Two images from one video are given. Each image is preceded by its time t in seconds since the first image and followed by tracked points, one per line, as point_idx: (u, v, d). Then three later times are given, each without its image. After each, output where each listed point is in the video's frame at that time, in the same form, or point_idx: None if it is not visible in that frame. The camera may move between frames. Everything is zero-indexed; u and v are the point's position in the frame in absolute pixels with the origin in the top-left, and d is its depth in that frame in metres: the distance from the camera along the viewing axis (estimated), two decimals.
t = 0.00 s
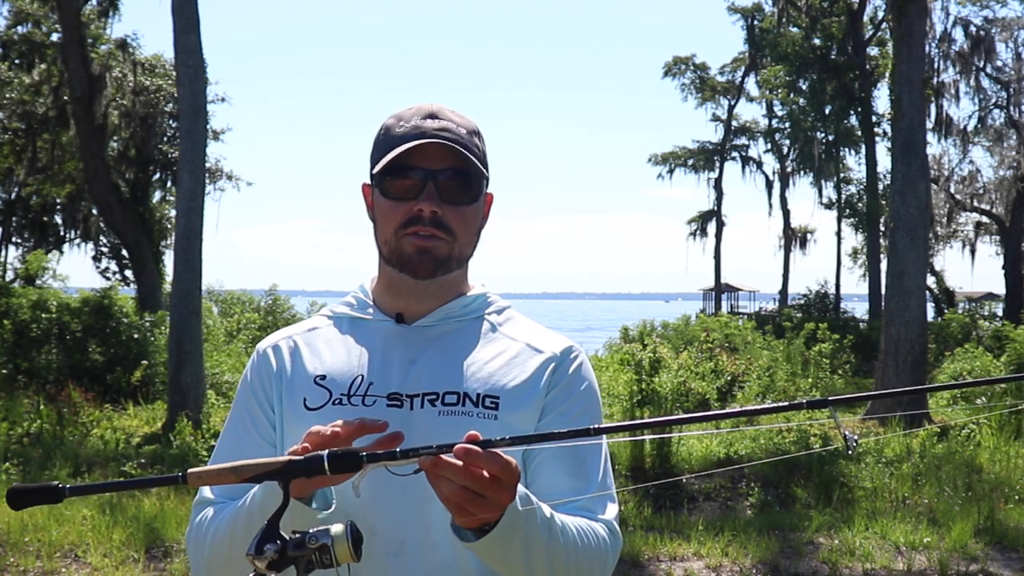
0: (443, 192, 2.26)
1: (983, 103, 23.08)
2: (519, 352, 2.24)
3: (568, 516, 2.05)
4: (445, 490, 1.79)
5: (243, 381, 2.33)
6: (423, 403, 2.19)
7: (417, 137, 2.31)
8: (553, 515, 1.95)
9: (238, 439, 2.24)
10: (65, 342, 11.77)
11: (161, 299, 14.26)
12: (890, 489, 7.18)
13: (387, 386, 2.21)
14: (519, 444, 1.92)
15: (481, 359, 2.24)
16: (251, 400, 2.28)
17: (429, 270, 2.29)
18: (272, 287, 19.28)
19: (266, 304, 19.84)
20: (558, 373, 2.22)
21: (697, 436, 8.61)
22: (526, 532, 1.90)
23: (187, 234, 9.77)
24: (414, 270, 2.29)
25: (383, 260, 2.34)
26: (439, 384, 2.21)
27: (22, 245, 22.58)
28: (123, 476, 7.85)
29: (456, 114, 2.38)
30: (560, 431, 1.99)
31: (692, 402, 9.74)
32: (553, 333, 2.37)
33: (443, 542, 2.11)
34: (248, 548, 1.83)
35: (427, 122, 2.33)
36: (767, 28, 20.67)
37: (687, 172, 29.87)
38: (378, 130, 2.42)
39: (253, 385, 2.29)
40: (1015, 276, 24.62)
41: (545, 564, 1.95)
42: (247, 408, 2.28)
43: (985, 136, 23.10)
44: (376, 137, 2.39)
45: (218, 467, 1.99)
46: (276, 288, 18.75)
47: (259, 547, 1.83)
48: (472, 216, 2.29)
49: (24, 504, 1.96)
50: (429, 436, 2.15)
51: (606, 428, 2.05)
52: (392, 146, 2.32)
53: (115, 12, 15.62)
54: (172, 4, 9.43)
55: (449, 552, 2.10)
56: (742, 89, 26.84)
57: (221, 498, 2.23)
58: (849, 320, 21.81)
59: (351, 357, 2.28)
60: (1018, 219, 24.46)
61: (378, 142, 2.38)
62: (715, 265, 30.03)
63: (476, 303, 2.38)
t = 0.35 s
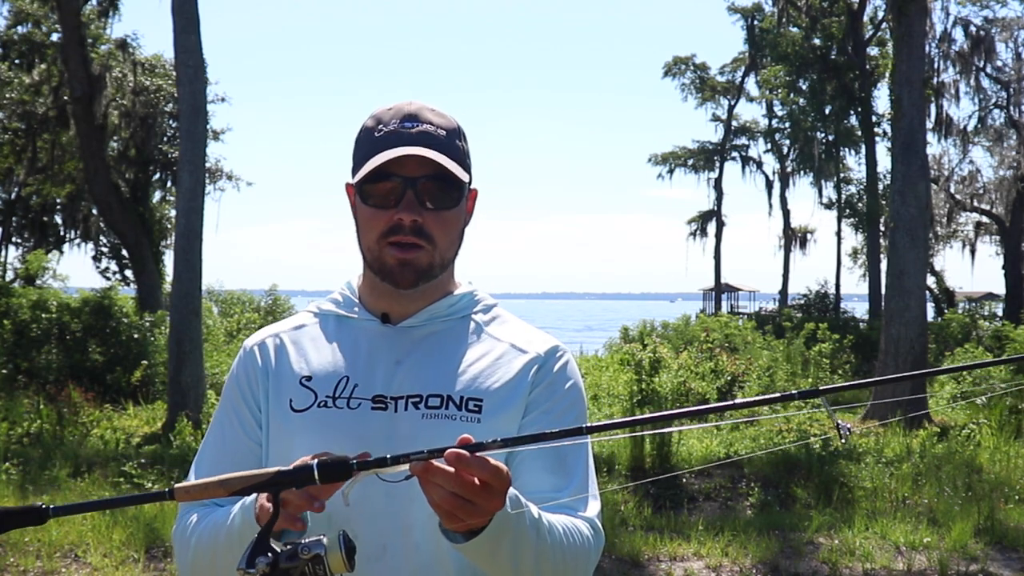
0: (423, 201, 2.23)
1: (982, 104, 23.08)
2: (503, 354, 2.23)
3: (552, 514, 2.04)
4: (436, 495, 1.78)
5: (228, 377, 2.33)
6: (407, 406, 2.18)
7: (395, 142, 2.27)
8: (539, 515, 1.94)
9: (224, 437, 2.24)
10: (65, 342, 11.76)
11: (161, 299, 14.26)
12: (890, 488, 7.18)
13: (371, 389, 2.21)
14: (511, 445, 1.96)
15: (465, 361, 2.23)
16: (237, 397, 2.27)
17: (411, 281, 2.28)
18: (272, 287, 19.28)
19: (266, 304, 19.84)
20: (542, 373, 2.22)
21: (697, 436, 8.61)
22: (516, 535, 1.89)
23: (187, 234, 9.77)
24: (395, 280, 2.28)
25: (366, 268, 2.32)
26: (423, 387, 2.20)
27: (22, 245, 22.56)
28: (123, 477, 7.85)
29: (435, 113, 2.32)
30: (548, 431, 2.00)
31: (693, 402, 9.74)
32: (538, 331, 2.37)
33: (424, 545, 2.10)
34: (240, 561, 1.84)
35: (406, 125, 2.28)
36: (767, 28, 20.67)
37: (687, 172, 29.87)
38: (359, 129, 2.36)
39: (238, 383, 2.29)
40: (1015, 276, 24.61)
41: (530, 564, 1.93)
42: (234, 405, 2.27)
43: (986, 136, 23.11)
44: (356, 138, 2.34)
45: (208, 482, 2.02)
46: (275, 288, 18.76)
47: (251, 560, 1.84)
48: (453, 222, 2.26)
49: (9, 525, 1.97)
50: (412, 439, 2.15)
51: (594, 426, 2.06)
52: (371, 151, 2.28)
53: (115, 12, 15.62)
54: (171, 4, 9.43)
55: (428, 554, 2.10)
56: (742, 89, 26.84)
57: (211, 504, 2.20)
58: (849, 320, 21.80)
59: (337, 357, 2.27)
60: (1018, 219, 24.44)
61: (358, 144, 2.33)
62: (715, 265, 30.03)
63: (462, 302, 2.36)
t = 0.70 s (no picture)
0: (428, 197, 2.23)
1: (982, 104, 23.07)
2: (515, 359, 2.23)
3: (563, 530, 2.03)
4: (440, 512, 1.78)
5: (232, 375, 2.32)
6: (415, 412, 2.18)
7: (402, 137, 2.28)
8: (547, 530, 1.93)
9: (228, 433, 2.23)
10: (65, 342, 11.76)
11: (162, 299, 14.27)
12: (890, 488, 7.19)
13: (380, 394, 2.21)
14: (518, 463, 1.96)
15: (476, 366, 2.23)
16: (241, 396, 2.27)
17: (416, 279, 2.26)
18: (272, 287, 19.28)
19: (266, 304, 19.84)
20: (555, 381, 2.20)
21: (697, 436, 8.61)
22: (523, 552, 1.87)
23: (187, 234, 9.77)
24: (400, 279, 2.27)
25: (371, 267, 2.31)
26: (432, 393, 2.20)
27: (22, 245, 22.54)
28: (123, 477, 7.84)
29: (443, 108, 2.32)
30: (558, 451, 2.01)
31: (693, 402, 9.75)
32: (553, 337, 2.36)
33: (431, 558, 2.09)
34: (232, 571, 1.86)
35: (410, 120, 2.28)
36: (767, 28, 20.66)
37: (687, 172, 29.86)
38: (366, 125, 2.38)
39: (242, 383, 2.28)
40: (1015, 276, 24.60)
41: None
42: (237, 404, 2.26)
43: (985, 136, 23.11)
44: (363, 134, 2.35)
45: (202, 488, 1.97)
46: (275, 287, 18.76)
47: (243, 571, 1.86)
48: (459, 220, 2.25)
49: None
50: (420, 447, 2.15)
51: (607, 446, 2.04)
52: (377, 147, 2.29)
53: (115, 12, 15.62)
54: (171, 4, 9.43)
55: (435, 568, 2.09)
56: (742, 89, 26.84)
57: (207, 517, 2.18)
58: (849, 320, 21.80)
59: (343, 360, 2.27)
60: (1018, 219, 24.43)
61: (365, 140, 2.34)
62: (715, 265, 30.02)
63: (473, 304, 2.36)
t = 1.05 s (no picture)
0: (474, 189, 2.23)
1: (982, 104, 23.07)
2: (565, 363, 2.23)
3: (608, 545, 2.01)
4: (459, 513, 1.76)
5: (269, 373, 2.33)
6: (457, 417, 2.19)
7: (448, 127, 2.28)
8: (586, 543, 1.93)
9: (265, 430, 2.23)
10: (65, 342, 11.76)
11: (162, 299, 14.27)
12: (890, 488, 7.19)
13: (422, 396, 2.21)
14: (541, 462, 1.93)
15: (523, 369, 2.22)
16: (278, 395, 2.27)
17: (461, 276, 2.27)
18: (272, 287, 19.29)
19: (266, 304, 19.86)
20: (608, 387, 2.21)
21: (696, 435, 8.61)
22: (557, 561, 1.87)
23: (187, 234, 9.77)
24: (445, 275, 2.27)
25: (414, 263, 2.32)
26: (475, 397, 2.19)
27: (22, 245, 22.52)
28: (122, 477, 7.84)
29: (490, 96, 2.33)
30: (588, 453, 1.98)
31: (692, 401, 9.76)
32: (605, 342, 2.36)
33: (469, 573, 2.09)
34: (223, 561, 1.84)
35: (455, 108, 2.29)
36: (767, 28, 20.67)
37: (687, 172, 29.83)
38: (408, 115, 2.38)
39: (279, 382, 2.28)
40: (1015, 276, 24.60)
41: None
42: (273, 404, 2.26)
43: (985, 136, 23.12)
44: (406, 123, 2.36)
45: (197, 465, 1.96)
46: (276, 288, 18.78)
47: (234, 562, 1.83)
48: (507, 214, 2.25)
49: None
50: (464, 452, 2.15)
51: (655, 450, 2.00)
52: (422, 136, 2.30)
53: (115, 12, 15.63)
54: (172, 4, 9.42)
55: None
56: (742, 89, 26.83)
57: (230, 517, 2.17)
58: (849, 320, 21.80)
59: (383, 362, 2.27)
60: (1018, 219, 24.43)
61: (408, 129, 2.35)
62: (715, 265, 30.00)
63: (522, 306, 2.36)
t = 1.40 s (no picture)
0: (529, 151, 2.23)
1: (982, 104, 23.06)
2: (635, 341, 2.23)
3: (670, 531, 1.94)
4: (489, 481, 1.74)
5: (324, 350, 2.37)
6: (516, 398, 2.18)
7: (500, 86, 2.29)
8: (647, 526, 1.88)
9: (314, 412, 2.26)
10: (65, 342, 11.76)
11: (162, 299, 14.27)
12: (890, 488, 7.19)
13: (480, 378, 2.23)
14: (577, 428, 1.86)
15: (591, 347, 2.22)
16: (331, 372, 2.31)
17: (520, 241, 2.25)
18: (271, 287, 19.27)
19: (266, 304, 19.85)
20: (678, 367, 2.19)
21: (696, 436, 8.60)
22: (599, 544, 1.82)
23: (187, 234, 9.78)
24: (504, 241, 2.26)
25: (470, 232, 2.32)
26: (535, 377, 2.20)
27: (22, 245, 22.51)
28: (122, 477, 7.83)
29: (543, 54, 2.33)
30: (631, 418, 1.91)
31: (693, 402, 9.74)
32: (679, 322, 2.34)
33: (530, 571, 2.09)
34: (215, 532, 1.78)
35: (507, 67, 2.29)
36: (767, 28, 20.67)
37: (687, 172, 29.82)
38: (458, 80, 2.39)
39: (332, 363, 2.32)
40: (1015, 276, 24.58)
41: None
42: (323, 387, 2.29)
43: (985, 136, 23.11)
44: (457, 89, 2.37)
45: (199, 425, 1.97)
46: (275, 288, 18.78)
47: (231, 531, 1.77)
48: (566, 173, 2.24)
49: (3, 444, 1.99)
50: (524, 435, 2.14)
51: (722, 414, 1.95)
52: (473, 99, 2.31)
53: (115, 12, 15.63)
54: (171, 4, 9.42)
55: None
56: (741, 89, 26.84)
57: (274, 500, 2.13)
58: (848, 320, 21.80)
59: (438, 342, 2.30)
60: (1018, 219, 24.44)
61: (459, 93, 2.35)
62: (715, 265, 29.99)
63: (586, 283, 2.38)
